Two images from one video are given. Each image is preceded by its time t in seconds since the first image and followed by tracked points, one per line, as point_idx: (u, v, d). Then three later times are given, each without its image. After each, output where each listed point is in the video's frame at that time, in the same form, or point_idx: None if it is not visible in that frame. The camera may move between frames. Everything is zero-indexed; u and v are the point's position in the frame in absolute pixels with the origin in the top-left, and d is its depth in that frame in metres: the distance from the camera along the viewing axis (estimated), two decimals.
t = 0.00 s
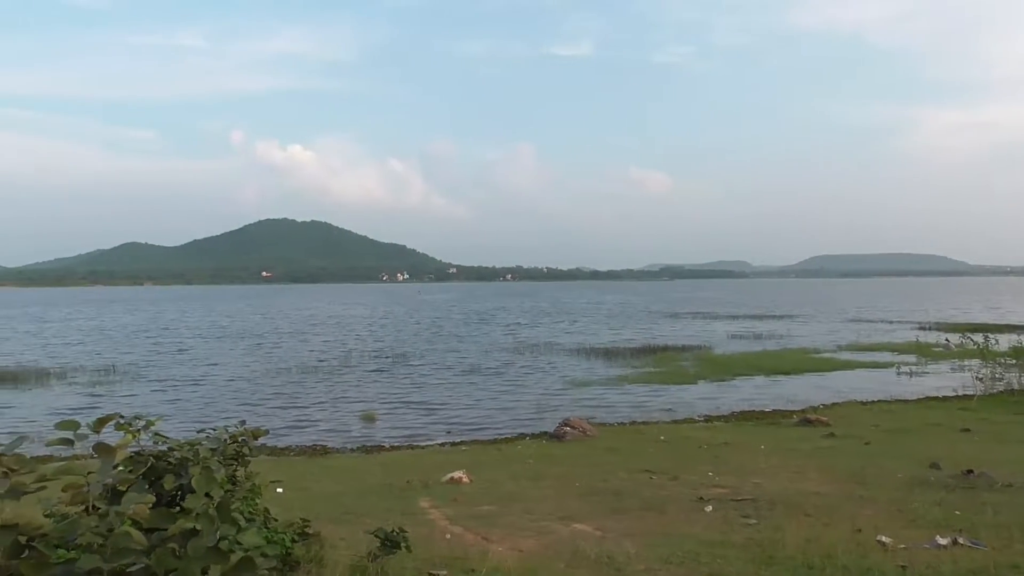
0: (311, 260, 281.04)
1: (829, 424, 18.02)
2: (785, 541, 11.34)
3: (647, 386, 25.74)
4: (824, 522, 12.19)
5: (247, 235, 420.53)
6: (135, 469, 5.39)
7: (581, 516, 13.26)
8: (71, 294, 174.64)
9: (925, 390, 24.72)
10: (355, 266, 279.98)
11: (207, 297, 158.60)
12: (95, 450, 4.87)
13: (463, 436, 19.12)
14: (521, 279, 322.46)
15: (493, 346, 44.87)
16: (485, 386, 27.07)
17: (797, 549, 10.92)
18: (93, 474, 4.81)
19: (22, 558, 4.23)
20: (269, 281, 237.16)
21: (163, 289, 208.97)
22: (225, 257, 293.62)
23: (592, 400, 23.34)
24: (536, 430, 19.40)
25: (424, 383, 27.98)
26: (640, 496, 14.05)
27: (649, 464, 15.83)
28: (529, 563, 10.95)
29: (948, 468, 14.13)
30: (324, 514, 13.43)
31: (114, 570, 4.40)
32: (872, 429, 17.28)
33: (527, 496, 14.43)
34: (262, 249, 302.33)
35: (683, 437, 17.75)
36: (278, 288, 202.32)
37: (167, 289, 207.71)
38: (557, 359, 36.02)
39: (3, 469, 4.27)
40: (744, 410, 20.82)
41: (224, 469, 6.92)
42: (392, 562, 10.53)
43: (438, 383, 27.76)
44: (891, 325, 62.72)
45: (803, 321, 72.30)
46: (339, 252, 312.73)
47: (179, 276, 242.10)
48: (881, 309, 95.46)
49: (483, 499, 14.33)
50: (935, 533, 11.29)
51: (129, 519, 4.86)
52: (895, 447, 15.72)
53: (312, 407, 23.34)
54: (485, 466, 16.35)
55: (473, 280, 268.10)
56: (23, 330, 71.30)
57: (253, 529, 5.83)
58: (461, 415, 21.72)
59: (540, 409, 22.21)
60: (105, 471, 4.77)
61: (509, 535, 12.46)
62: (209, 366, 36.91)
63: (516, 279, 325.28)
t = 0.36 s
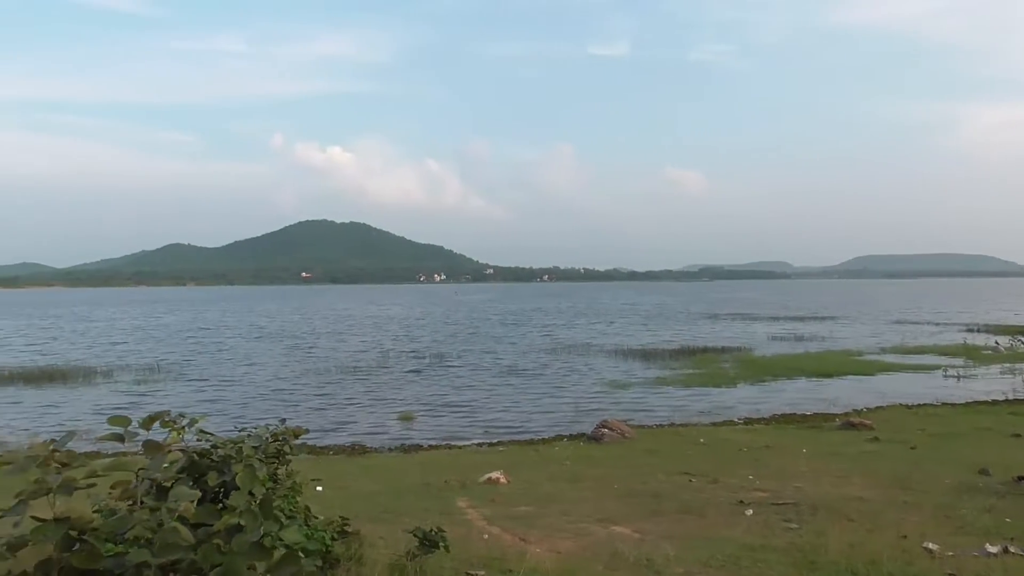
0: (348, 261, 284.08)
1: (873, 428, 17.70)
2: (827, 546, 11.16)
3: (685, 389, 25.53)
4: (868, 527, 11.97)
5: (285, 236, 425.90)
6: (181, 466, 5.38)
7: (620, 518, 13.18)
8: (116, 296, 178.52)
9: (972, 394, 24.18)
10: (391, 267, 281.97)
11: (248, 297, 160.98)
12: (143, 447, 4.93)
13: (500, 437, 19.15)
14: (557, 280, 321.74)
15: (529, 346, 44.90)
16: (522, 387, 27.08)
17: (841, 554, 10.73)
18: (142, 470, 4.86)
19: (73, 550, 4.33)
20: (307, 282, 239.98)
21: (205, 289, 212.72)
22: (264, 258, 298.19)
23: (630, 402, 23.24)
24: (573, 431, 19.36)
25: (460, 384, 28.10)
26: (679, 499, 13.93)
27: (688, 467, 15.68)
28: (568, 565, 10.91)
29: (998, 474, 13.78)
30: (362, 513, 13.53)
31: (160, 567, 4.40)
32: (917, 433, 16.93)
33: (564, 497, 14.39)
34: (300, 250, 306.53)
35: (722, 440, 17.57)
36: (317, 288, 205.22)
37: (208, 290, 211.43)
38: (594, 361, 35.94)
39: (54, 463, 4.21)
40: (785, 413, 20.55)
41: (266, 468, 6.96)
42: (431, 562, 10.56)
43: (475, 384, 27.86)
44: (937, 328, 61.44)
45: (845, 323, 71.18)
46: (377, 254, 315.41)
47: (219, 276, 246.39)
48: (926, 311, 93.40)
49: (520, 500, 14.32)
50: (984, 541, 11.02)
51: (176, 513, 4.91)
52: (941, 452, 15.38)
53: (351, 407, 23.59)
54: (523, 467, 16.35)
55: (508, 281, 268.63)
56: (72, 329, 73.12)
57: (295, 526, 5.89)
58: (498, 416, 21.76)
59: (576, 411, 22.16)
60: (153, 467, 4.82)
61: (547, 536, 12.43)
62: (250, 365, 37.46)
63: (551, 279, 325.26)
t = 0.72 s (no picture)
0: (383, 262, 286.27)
1: (916, 431, 17.36)
2: (869, 551, 10.96)
3: (722, 390, 25.28)
4: (912, 532, 11.73)
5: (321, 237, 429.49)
6: (222, 463, 5.40)
7: (657, 520, 13.10)
8: (158, 297, 182.15)
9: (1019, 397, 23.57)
10: (425, 267, 283.46)
11: (285, 298, 163.15)
12: (184, 446, 4.93)
13: (535, 438, 19.16)
14: (590, 280, 320.47)
15: (564, 347, 44.82)
16: (556, 388, 27.07)
17: (883, 560, 10.53)
18: (182, 468, 4.89)
19: (118, 545, 4.34)
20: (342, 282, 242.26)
21: (243, 290, 215.96)
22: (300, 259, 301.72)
23: (665, 404, 23.09)
24: (609, 433, 19.29)
25: (495, 385, 28.18)
26: (716, 502, 13.79)
27: (725, 469, 15.53)
28: (604, 566, 10.87)
29: None
30: (398, 513, 13.58)
31: (203, 565, 4.34)
32: (962, 437, 16.56)
33: (600, 499, 14.34)
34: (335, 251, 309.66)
35: (761, 442, 17.36)
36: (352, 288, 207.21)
37: (247, 290, 214.57)
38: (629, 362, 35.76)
39: (99, 460, 4.22)
40: (825, 415, 20.25)
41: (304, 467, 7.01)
42: (467, 562, 10.59)
43: (509, 385, 27.90)
44: (983, 329, 59.96)
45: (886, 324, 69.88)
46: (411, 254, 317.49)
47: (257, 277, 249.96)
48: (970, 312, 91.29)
49: (556, 501, 14.29)
50: None
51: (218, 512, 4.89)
52: (988, 456, 15.03)
53: (386, 407, 23.79)
54: (558, 468, 16.32)
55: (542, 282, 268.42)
56: (116, 329, 74.86)
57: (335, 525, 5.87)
58: (533, 417, 21.77)
59: (612, 412, 22.08)
60: (193, 465, 4.85)
61: (582, 537, 12.39)
62: (287, 365, 37.95)
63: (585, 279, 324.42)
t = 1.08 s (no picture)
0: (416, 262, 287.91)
1: (960, 434, 17.00)
2: (912, 556, 10.77)
3: (759, 392, 24.99)
4: (956, 538, 11.49)
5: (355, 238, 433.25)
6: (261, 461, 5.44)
7: (693, 522, 12.99)
8: (196, 297, 185.13)
9: None
10: (458, 268, 284.46)
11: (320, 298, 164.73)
12: (225, 443, 4.97)
13: (570, 439, 19.14)
14: (623, 280, 318.65)
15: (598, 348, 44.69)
16: (590, 389, 27.01)
17: (926, 565, 10.34)
18: (223, 465, 4.95)
19: (160, 540, 4.39)
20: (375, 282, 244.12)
21: (280, 290, 218.78)
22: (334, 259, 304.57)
23: (701, 405, 22.89)
24: (644, 434, 19.19)
25: (529, 385, 28.20)
26: (753, 504, 13.64)
27: (763, 471, 15.34)
28: (640, 568, 10.81)
29: None
30: (434, 511, 13.65)
31: (244, 561, 4.34)
32: (1008, 441, 16.18)
33: (636, 500, 14.26)
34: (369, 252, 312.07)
35: (799, 445, 17.12)
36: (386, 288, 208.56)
37: (284, 290, 217.56)
38: (664, 363, 35.50)
39: (144, 456, 4.29)
40: (865, 418, 19.93)
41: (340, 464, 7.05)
42: (502, 562, 10.60)
43: (543, 386, 27.90)
44: None
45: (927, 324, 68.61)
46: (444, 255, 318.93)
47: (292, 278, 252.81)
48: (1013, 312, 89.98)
49: (592, 502, 14.24)
50: None
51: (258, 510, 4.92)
52: None
53: (421, 407, 23.92)
54: (594, 468, 16.27)
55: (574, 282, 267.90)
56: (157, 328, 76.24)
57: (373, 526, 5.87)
58: (567, 418, 21.75)
59: (647, 414, 21.96)
60: (233, 462, 4.91)
61: (618, 538, 12.34)
62: (323, 365, 38.35)
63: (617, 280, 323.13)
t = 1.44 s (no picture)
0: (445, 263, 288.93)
1: (1002, 437, 16.62)
2: (951, 561, 10.56)
3: (794, 393, 24.68)
4: (997, 542, 11.23)
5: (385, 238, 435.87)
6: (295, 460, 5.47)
7: (726, 524, 12.86)
8: (230, 296, 187.68)
9: None
10: (487, 267, 284.87)
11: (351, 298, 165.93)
12: (259, 441, 5.00)
13: (601, 440, 19.06)
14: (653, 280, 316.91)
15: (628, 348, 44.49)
16: (621, 389, 26.91)
17: (966, 570, 10.12)
18: (257, 463, 4.97)
19: (196, 537, 4.45)
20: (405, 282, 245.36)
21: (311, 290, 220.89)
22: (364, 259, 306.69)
23: (734, 406, 22.66)
24: (676, 435, 19.05)
25: (559, 385, 28.16)
26: (787, 506, 13.47)
27: (797, 473, 15.14)
28: (672, 569, 10.73)
29: None
30: (465, 510, 13.70)
31: (278, 558, 4.36)
32: None
33: (668, 501, 14.15)
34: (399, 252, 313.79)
35: (834, 446, 16.87)
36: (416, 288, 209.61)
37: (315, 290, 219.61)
38: (696, 363, 35.21)
39: (179, 454, 4.35)
40: (902, 419, 19.60)
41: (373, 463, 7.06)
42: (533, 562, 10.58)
43: (574, 386, 27.86)
44: None
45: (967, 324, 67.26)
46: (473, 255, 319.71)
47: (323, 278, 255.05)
48: None
49: (623, 502, 14.17)
50: None
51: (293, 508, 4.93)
52: None
53: (452, 406, 24.00)
54: (625, 469, 16.18)
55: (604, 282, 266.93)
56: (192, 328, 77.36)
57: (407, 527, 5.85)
58: (598, 418, 21.68)
59: (680, 415, 21.79)
60: (267, 461, 4.92)
61: (650, 540, 12.26)
62: (354, 364, 38.64)
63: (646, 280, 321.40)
